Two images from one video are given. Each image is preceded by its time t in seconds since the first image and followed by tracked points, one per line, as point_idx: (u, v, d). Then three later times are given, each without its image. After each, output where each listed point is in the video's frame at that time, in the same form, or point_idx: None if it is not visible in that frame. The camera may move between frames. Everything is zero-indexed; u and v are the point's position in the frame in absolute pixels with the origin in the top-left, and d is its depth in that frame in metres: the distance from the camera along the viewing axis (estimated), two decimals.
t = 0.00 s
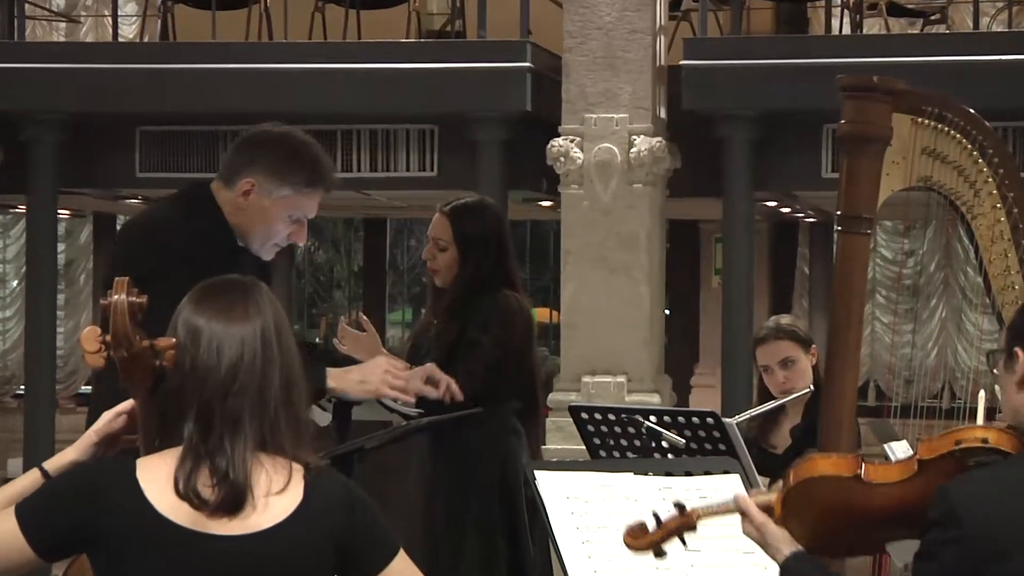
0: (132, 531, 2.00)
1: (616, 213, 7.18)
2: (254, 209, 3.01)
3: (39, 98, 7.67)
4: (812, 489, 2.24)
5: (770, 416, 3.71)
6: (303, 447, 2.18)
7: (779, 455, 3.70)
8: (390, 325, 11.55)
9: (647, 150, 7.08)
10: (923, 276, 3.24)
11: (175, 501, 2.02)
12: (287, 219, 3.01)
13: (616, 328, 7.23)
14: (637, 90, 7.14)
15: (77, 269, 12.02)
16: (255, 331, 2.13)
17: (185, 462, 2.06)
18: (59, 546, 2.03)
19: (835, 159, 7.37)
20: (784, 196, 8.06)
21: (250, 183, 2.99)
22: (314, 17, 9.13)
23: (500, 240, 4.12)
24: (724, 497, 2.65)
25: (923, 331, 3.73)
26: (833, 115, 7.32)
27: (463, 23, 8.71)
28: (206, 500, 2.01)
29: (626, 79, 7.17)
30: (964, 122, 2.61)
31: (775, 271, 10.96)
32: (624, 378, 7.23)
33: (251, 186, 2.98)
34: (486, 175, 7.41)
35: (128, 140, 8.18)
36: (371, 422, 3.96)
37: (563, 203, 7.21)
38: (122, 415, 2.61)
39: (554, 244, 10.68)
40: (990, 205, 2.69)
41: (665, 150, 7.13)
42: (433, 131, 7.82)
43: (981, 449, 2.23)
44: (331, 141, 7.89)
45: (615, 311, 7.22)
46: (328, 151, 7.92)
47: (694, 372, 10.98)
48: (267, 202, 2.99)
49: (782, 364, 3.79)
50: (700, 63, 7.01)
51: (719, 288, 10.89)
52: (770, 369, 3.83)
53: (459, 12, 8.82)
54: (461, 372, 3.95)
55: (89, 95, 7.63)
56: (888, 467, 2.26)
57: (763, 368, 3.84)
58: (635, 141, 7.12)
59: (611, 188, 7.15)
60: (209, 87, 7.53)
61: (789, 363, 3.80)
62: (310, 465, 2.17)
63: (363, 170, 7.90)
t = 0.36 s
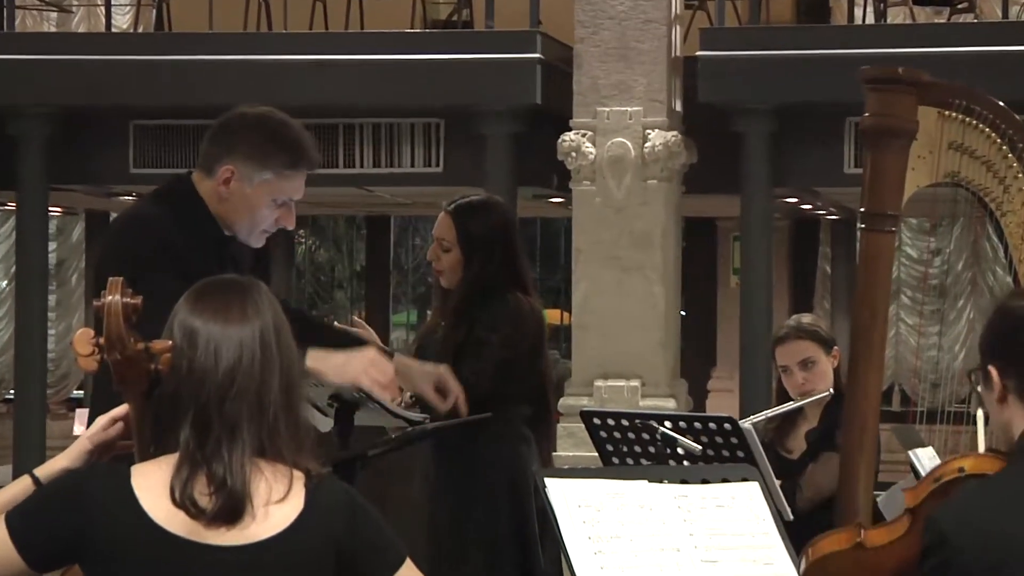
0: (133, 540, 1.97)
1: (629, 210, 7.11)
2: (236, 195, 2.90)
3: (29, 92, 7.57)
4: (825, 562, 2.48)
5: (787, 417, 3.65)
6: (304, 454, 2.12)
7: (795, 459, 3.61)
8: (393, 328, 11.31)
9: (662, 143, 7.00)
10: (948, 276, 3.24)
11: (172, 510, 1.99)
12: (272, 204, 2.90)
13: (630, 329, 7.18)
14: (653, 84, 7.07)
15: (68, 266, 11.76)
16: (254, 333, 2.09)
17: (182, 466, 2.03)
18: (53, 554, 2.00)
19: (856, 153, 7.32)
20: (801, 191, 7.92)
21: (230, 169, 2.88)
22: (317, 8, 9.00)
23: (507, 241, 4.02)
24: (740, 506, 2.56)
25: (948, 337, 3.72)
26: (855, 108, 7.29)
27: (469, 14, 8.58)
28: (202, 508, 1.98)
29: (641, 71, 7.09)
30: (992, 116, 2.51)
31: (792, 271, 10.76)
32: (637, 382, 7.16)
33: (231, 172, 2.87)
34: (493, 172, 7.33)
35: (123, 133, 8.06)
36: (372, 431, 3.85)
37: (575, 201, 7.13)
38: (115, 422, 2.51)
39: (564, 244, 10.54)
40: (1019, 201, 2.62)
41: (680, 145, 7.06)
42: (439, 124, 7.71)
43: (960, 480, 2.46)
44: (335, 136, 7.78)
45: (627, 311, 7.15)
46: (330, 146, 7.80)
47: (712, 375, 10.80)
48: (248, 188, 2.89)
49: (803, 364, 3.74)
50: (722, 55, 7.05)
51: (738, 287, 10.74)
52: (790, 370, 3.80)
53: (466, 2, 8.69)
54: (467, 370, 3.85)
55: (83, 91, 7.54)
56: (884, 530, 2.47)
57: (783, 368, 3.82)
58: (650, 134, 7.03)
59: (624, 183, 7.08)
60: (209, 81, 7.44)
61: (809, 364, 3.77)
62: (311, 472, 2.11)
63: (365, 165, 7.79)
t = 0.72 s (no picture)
0: (123, 551, 1.89)
1: (644, 208, 6.45)
2: (226, 187, 2.81)
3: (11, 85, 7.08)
4: None
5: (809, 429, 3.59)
6: (306, 462, 2.04)
7: (821, 470, 3.57)
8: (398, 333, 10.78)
9: (679, 137, 6.35)
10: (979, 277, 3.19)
11: (168, 519, 1.91)
12: (265, 194, 2.80)
13: (644, 333, 6.51)
14: (666, 73, 6.42)
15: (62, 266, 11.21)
16: (254, 336, 2.01)
17: (179, 477, 1.95)
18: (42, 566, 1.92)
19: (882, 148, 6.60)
20: (825, 187, 7.24)
21: (219, 160, 2.79)
22: None
23: (513, 237, 3.92)
24: (760, 516, 2.46)
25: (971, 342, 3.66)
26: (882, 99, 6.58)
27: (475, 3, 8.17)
28: (198, 518, 1.90)
29: (656, 61, 6.44)
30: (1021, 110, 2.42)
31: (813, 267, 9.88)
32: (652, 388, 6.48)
33: (220, 164, 2.78)
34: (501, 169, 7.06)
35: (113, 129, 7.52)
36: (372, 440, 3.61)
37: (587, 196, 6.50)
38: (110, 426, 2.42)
39: (576, 241, 9.81)
40: None
41: (698, 139, 6.41)
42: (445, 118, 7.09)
43: (962, 499, 2.30)
44: (335, 133, 7.16)
45: (643, 314, 6.50)
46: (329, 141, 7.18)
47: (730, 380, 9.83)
48: (238, 180, 2.79)
49: (824, 374, 3.70)
50: (740, 44, 6.38)
51: (756, 290, 9.69)
52: (811, 380, 3.74)
53: None
54: (472, 367, 3.76)
55: (64, 83, 6.96)
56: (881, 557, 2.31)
57: (802, 379, 3.76)
58: (665, 128, 6.38)
59: (637, 179, 6.44)
60: (197, 72, 6.85)
61: (830, 373, 3.71)
62: (312, 479, 2.03)
63: (365, 161, 7.15)
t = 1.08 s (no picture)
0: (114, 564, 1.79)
1: (655, 204, 6.18)
2: (210, 186, 2.75)
3: None
4: None
5: (833, 437, 3.49)
6: (303, 469, 1.95)
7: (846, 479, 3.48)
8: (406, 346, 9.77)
9: (691, 131, 6.08)
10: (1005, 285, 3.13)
11: (160, 528, 1.82)
12: (252, 192, 2.75)
13: (655, 335, 6.23)
14: (679, 66, 6.15)
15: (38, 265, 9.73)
16: (248, 338, 1.92)
17: (171, 484, 1.86)
18: None
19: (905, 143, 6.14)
20: (847, 185, 6.90)
21: (202, 159, 2.74)
22: None
23: (519, 232, 3.83)
24: (775, 527, 2.37)
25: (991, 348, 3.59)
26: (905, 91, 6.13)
27: None
28: (191, 528, 1.81)
29: (667, 51, 6.17)
30: None
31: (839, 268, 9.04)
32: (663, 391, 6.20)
33: (204, 162, 2.74)
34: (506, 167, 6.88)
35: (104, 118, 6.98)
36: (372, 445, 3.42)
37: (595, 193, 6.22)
38: (100, 432, 2.33)
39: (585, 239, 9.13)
40: None
41: (711, 132, 6.13)
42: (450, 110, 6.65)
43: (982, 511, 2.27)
44: (335, 124, 6.78)
45: (654, 315, 6.22)
46: (329, 133, 6.80)
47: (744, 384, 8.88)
48: (224, 178, 2.74)
49: (852, 380, 3.60)
50: (751, 34, 5.98)
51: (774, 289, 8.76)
52: (834, 387, 3.65)
53: None
54: (476, 371, 3.63)
55: (44, 71, 6.61)
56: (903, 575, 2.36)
57: (825, 386, 3.67)
58: (678, 122, 6.12)
59: (649, 174, 6.16)
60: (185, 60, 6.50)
61: (854, 379, 3.61)
62: (311, 487, 1.93)
63: (369, 156, 6.76)
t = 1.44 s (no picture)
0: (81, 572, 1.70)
1: (648, 200, 6.09)
2: (176, 178, 2.66)
3: None
4: None
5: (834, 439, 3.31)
6: (281, 474, 1.87)
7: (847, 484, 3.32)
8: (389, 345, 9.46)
9: (685, 122, 5.98)
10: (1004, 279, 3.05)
11: (131, 534, 1.74)
12: (220, 183, 2.65)
13: (648, 334, 6.14)
14: (672, 53, 6.07)
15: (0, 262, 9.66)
16: (224, 338, 1.82)
17: (143, 489, 1.77)
18: None
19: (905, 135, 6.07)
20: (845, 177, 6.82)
21: (166, 151, 2.64)
22: None
23: (505, 227, 3.74)
24: (774, 533, 2.28)
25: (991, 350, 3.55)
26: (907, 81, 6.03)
27: None
28: (164, 536, 1.73)
29: (660, 39, 6.08)
30: None
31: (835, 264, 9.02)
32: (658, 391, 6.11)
33: (169, 153, 2.64)
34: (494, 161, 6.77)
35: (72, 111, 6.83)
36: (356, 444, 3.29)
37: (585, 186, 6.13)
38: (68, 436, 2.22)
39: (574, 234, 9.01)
40: None
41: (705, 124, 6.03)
42: (433, 100, 6.52)
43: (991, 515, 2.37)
44: (314, 117, 6.67)
45: (647, 315, 6.13)
46: (309, 125, 6.70)
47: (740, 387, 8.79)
48: (189, 169, 2.64)
49: (861, 377, 3.54)
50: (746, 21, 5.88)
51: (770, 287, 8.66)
52: (842, 384, 3.57)
53: None
54: (450, 362, 3.57)
55: (17, 59, 6.47)
56: None
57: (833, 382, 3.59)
58: (671, 113, 6.02)
59: (642, 168, 6.07)
60: (160, 47, 6.36)
61: (863, 376, 3.55)
62: (290, 493, 1.85)
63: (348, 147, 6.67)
